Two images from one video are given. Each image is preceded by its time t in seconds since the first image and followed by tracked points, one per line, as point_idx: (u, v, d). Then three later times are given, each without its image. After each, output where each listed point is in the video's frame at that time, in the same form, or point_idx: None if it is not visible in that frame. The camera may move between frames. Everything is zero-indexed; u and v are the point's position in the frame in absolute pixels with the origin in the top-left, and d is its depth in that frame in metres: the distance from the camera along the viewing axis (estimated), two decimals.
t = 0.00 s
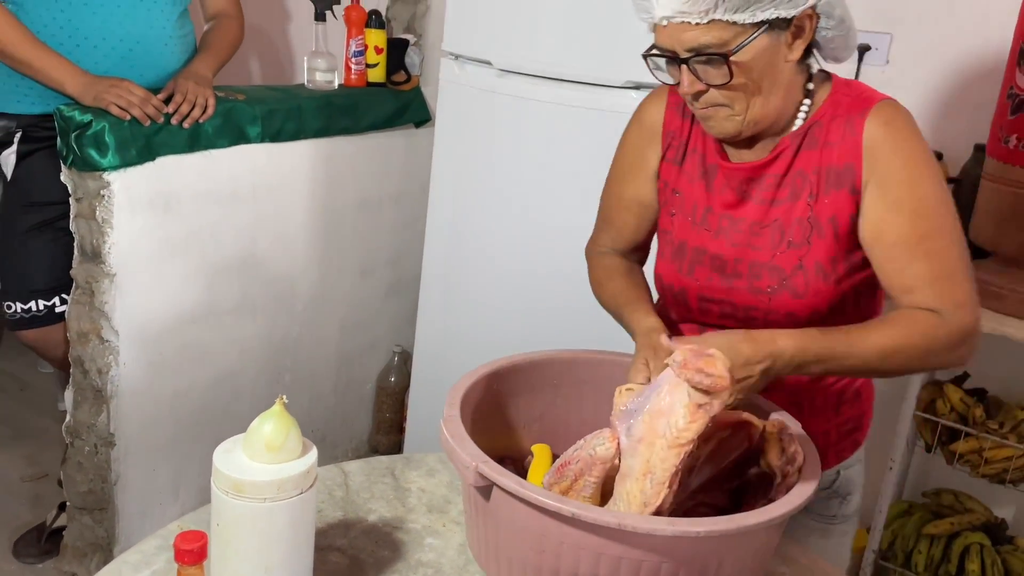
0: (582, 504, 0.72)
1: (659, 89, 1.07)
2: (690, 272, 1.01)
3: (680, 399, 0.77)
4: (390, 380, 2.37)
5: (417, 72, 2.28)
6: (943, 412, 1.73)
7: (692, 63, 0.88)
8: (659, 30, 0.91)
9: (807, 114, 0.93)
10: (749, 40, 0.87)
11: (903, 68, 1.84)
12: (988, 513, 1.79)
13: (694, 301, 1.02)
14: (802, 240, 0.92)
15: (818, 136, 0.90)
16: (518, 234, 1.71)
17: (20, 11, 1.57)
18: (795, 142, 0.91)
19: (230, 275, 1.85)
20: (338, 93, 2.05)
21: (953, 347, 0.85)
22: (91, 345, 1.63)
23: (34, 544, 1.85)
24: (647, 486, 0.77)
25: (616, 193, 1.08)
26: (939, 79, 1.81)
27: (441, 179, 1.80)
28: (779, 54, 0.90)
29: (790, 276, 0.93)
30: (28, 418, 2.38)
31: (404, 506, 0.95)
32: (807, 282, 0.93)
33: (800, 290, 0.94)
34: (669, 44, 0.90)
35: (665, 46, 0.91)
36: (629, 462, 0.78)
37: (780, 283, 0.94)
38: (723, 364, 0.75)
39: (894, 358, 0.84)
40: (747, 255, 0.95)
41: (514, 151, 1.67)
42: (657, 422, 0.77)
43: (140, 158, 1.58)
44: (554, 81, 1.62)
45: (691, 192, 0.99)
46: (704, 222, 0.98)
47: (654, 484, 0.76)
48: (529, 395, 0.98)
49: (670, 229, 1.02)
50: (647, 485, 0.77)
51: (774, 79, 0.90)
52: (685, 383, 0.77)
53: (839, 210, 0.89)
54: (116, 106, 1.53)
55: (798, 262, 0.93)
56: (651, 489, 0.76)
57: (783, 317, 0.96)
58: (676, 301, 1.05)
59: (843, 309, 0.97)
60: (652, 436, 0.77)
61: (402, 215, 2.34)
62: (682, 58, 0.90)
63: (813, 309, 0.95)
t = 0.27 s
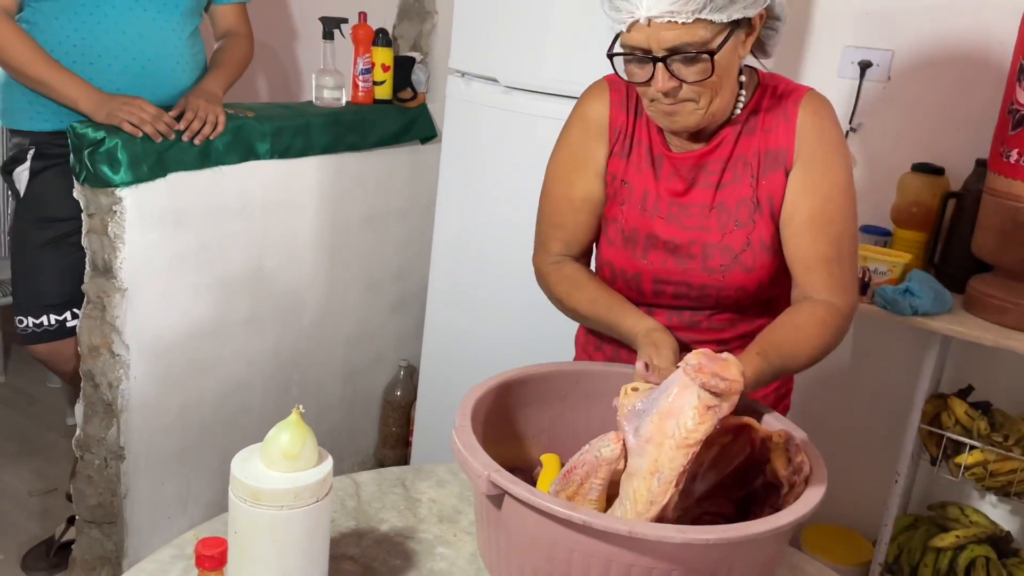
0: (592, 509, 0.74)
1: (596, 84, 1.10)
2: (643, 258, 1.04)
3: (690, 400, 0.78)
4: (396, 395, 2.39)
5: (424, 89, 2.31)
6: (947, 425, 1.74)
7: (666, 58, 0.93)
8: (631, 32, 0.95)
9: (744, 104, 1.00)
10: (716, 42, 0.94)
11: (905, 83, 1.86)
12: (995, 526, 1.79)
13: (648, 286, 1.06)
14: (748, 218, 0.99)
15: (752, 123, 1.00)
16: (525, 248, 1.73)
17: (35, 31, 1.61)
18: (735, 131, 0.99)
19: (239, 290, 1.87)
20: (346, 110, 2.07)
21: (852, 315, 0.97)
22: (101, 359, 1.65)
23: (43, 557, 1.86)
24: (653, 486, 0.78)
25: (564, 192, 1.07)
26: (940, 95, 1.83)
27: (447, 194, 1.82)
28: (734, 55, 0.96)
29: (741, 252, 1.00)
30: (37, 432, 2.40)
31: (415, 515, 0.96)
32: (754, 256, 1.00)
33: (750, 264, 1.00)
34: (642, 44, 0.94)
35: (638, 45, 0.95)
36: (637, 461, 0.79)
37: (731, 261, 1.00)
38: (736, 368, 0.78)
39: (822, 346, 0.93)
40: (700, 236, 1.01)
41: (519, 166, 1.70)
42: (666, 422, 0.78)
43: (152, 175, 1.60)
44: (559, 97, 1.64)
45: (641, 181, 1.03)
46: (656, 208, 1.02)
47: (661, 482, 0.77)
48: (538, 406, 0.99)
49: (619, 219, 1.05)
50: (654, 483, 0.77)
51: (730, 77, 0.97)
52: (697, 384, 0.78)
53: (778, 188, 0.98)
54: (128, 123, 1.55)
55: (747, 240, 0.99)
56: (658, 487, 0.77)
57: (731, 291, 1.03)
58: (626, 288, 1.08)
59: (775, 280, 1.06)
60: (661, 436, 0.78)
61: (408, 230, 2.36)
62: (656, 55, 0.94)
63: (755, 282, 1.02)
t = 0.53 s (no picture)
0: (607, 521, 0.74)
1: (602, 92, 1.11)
2: (643, 269, 1.05)
3: (727, 425, 0.75)
4: (404, 407, 2.40)
5: (430, 103, 2.33)
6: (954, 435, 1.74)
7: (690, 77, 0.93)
8: (650, 54, 0.96)
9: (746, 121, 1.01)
10: (732, 67, 0.96)
11: (909, 95, 1.87)
12: (1002, 536, 1.79)
13: (648, 298, 1.07)
14: (748, 234, 1.00)
15: (755, 139, 1.00)
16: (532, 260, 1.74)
17: (48, 48, 1.63)
18: (738, 147, 1.00)
19: (248, 302, 1.89)
20: (354, 124, 2.09)
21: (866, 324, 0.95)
22: (113, 371, 1.67)
23: (53, 569, 1.87)
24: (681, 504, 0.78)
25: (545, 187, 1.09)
26: (944, 106, 1.84)
27: (455, 207, 1.84)
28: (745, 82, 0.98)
29: (740, 267, 1.01)
30: (47, 444, 2.41)
31: (426, 524, 0.97)
32: (753, 270, 1.01)
33: (749, 278, 1.02)
34: (662, 64, 0.95)
35: (658, 65, 0.95)
36: (666, 477, 0.78)
37: (730, 274, 1.02)
38: (782, 400, 0.74)
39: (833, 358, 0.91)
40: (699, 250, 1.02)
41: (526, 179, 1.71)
42: (700, 444, 0.77)
43: (163, 189, 1.62)
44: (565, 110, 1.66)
45: (642, 192, 1.05)
46: (656, 220, 1.04)
47: (689, 501, 0.77)
48: (548, 416, 1.00)
49: (619, 228, 1.07)
50: (681, 502, 0.77)
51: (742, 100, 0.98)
52: (737, 411, 0.75)
53: (779, 206, 0.98)
54: (141, 138, 1.57)
55: (746, 255, 1.01)
56: (685, 507, 0.77)
57: (730, 304, 1.04)
58: (626, 299, 1.09)
59: (774, 294, 1.07)
60: (694, 457, 0.77)
61: (415, 243, 2.37)
62: (676, 75, 0.94)
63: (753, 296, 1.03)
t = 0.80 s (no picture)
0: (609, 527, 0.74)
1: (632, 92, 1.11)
2: (658, 276, 1.05)
3: (703, 414, 0.76)
4: (411, 415, 2.40)
5: (437, 112, 2.34)
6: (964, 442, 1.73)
7: (721, 92, 0.93)
8: (682, 66, 0.96)
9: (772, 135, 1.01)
10: (766, 83, 0.96)
11: (916, 102, 1.87)
12: (1012, 544, 1.78)
13: (659, 305, 1.07)
14: (768, 249, 1.01)
15: (781, 155, 1.01)
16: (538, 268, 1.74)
17: (59, 59, 1.65)
18: (764, 161, 1.01)
19: (256, 311, 1.89)
20: (361, 133, 2.10)
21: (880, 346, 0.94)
22: (121, 380, 1.67)
23: None
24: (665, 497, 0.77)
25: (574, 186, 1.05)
26: (951, 113, 1.83)
27: (461, 215, 1.84)
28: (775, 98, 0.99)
29: (756, 281, 1.02)
30: (56, 454, 2.42)
31: (433, 533, 0.97)
32: (769, 286, 1.02)
33: (764, 293, 1.02)
34: (694, 77, 0.95)
35: (690, 78, 0.95)
36: (651, 472, 0.79)
37: (746, 288, 1.02)
38: (749, 380, 0.76)
39: (842, 372, 0.90)
40: (717, 261, 1.02)
41: (532, 187, 1.72)
42: (680, 435, 0.77)
43: (171, 198, 1.62)
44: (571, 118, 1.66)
45: (665, 197, 1.04)
46: (678, 226, 1.04)
47: (673, 494, 0.77)
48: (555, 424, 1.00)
49: (638, 232, 1.06)
50: (665, 494, 0.77)
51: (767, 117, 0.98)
52: (711, 398, 0.76)
53: (800, 225, 0.99)
54: (150, 148, 1.58)
55: (763, 270, 1.01)
56: (669, 498, 0.77)
57: (742, 317, 1.05)
58: (636, 303, 1.09)
59: (785, 312, 1.08)
60: (675, 449, 0.77)
61: (422, 251, 2.38)
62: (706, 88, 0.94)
63: (764, 311, 1.04)
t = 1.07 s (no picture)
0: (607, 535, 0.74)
1: (607, 96, 1.08)
2: (644, 286, 1.02)
3: (704, 419, 0.76)
4: (417, 420, 2.39)
5: (441, 116, 2.33)
6: (974, 447, 1.71)
7: (712, 106, 0.91)
8: (675, 80, 0.94)
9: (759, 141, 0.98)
10: (756, 98, 0.94)
11: (923, 103, 1.85)
12: None
13: (645, 316, 1.04)
14: (757, 258, 0.99)
15: (768, 160, 0.99)
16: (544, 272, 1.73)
17: (63, 66, 1.65)
18: (752, 167, 0.99)
19: (261, 317, 1.89)
20: (365, 138, 2.10)
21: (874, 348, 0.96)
22: (126, 386, 1.67)
23: None
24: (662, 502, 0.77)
25: (540, 182, 1.05)
26: (959, 114, 1.82)
27: (466, 219, 1.84)
28: (769, 110, 0.97)
29: (746, 290, 0.99)
30: (63, 459, 2.42)
31: (435, 540, 0.96)
32: (758, 295, 1.00)
33: (753, 302, 1.00)
34: (686, 91, 0.93)
35: (682, 92, 0.93)
36: (649, 476, 0.78)
37: (735, 297, 1.00)
38: (751, 388, 0.76)
39: (840, 374, 0.91)
40: (705, 270, 1.00)
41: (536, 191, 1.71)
42: (680, 440, 0.77)
43: (175, 204, 1.62)
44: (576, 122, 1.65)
45: (650, 205, 1.01)
46: (664, 234, 1.01)
47: (671, 498, 0.76)
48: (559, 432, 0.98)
49: (621, 240, 1.03)
50: (663, 499, 0.76)
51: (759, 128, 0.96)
52: (713, 405, 0.76)
53: (789, 231, 0.98)
54: (154, 154, 1.58)
55: (752, 279, 0.99)
56: (667, 503, 0.76)
57: (730, 327, 1.02)
58: (619, 314, 1.06)
59: (769, 319, 1.06)
60: (674, 453, 0.77)
61: (427, 256, 2.37)
62: (696, 103, 0.92)
63: (753, 321, 1.02)
